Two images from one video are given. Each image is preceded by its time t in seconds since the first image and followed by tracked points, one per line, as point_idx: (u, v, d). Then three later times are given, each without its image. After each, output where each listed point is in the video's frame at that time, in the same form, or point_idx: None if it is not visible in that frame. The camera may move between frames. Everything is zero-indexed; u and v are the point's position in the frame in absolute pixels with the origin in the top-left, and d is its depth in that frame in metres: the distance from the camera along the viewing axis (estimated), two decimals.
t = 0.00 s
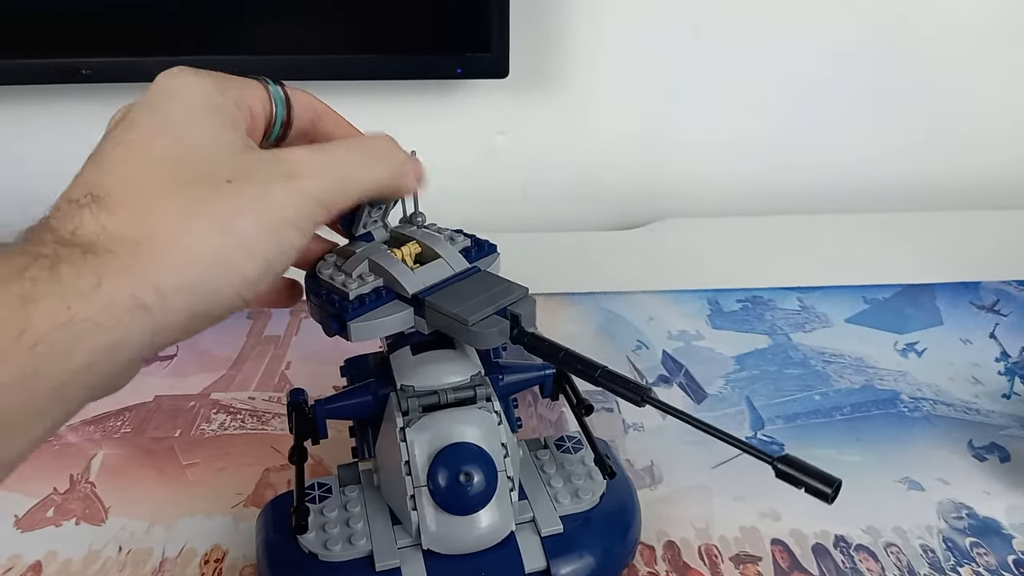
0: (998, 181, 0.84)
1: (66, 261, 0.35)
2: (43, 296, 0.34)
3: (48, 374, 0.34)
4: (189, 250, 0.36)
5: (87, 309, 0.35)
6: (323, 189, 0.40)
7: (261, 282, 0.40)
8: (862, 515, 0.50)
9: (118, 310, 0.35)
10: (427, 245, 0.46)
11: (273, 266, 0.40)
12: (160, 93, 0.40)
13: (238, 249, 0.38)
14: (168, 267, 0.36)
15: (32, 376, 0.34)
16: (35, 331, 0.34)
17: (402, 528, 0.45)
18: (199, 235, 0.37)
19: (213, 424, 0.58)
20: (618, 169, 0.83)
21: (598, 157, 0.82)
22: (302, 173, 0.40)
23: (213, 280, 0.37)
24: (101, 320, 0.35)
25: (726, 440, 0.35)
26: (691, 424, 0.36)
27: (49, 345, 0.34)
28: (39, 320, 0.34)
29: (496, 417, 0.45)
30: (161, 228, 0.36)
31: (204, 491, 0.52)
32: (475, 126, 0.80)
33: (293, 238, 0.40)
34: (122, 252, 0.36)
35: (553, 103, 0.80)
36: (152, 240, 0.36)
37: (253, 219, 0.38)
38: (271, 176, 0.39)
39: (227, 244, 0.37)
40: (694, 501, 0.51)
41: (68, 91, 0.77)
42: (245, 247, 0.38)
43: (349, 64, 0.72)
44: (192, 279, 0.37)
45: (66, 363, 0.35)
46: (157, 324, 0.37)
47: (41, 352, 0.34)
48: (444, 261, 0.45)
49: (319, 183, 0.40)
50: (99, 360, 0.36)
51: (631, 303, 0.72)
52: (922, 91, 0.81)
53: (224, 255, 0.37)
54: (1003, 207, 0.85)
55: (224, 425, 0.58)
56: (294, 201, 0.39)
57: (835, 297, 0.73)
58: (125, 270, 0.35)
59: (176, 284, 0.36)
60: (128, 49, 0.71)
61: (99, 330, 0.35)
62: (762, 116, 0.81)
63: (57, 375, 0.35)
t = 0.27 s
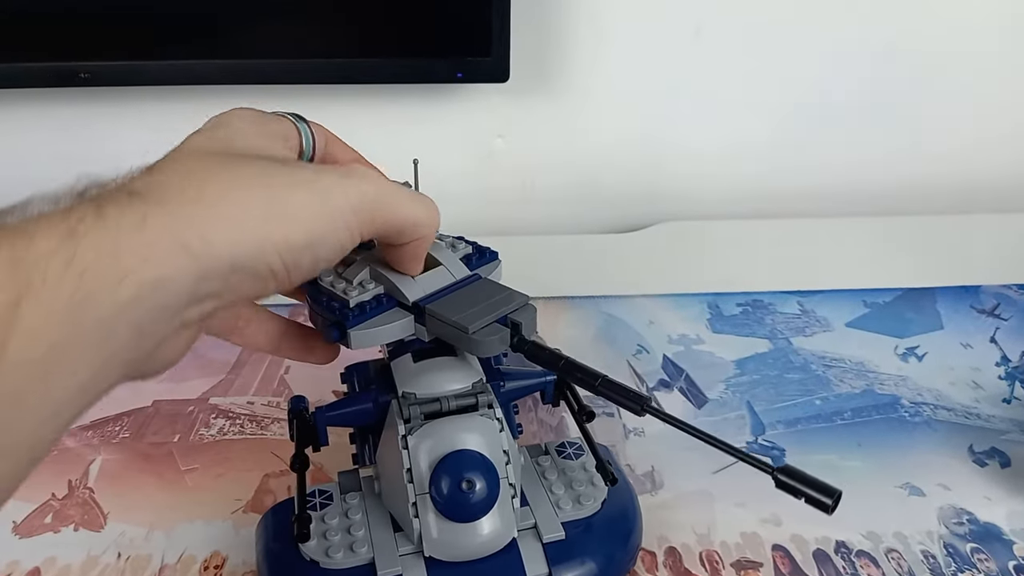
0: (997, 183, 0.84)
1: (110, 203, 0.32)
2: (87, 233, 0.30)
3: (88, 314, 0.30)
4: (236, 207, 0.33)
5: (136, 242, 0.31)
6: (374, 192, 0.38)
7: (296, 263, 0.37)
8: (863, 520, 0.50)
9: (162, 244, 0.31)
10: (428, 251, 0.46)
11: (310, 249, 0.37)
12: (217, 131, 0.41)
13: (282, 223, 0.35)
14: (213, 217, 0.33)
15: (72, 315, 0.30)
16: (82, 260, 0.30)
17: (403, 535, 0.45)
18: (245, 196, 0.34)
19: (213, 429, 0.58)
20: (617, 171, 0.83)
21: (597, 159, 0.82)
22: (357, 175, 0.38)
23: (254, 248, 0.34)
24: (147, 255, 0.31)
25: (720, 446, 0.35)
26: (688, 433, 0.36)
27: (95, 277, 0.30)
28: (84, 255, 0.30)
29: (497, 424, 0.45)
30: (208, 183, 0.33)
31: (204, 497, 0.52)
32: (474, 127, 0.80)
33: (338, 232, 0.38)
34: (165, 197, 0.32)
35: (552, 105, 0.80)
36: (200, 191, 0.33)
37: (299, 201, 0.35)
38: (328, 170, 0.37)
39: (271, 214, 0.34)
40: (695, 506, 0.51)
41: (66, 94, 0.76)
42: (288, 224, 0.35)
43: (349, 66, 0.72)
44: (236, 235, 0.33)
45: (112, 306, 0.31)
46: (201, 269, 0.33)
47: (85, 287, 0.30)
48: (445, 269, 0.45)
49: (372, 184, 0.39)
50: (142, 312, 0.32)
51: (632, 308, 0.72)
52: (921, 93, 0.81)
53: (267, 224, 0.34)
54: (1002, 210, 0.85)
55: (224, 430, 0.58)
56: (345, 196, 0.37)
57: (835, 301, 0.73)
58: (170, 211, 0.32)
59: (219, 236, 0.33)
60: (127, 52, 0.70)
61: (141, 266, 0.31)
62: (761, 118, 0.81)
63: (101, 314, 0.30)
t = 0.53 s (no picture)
0: (995, 185, 0.84)
1: (115, 142, 0.34)
2: (89, 169, 0.32)
3: (93, 242, 0.32)
4: (236, 159, 0.35)
5: (137, 179, 0.33)
6: (376, 174, 0.40)
7: (291, 223, 0.39)
8: (858, 524, 0.50)
9: (163, 182, 0.33)
10: (426, 254, 0.46)
11: (306, 213, 0.39)
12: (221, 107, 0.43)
13: (281, 180, 0.37)
14: (214, 164, 0.35)
15: (78, 243, 0.32)
16: (86, 193, 0.32)
17: (395, 539, 0.45)
18: (246, 148, 0.36)
19: (209, 433, 0.58)
20: (615, 173, 0.83)
21: (595, 161, 0.82)
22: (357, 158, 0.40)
23: (248, 199, 0.36)
24: (147, 192, 0.33)
25: (709, 457, 0.34)
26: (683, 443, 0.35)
27: (99, 210, 0.32)
28: (88, 189, 0.32)
29: (490, 430, 0.45)
30: (212, 133, 0.36)
31: (200, 501, 0.52)
32: (471, 130, 0.80)
33: (337, 203, 0.40)
34: (170, 140, 0.34)
35: (550, 107, 0.80)
36: (204, 137, 0.35)
37: (301, 167, 0.37)
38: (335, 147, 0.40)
39: (268, 172, 0.36)
40: (691, 510, 0.51)
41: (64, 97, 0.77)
42: (286, 184, 0.37)
43: (345, 70, 0.72)
44: (234, 184, 0.35)
45: (113, 240, 0.33)
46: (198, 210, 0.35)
47: (89, 219, 0.32)
48: (442, 273, 0.45)
49: (373, 168, 0.40)
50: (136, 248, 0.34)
51: (631, 311, 0.72)
52: (918, 94, 0.81)
53: (264, 180, 0.36)
54: (999, 212, 0.85)
55: (220, 434, 0.58)
56: (347, 171, 0.39)
57: (832, 303, 0.73)
58: (173, 151, 0.34)
59: (218, 182, 0.35)
60: (124, 56, 0.71)
61: (141, 201, 0.33)
62: (759, 119, 0.81)
63: (103, 246, 0.33)
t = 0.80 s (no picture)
0: (995, 185, 0.84)
1: (98, 151, 0.34)
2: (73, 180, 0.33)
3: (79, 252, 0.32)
4: (224, 159, 0.36)
5: (120, 188, 0.33)
6: (360, 161, 0.41)
7: (283, 218, 0.40)
8: (857, 525, 0.50)
9: (147, 188, 0.34)
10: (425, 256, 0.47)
11: (297, 207, 0.40)
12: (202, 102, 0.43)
13: (269, 176, 0.37)
14: (201, 166, 0.35)
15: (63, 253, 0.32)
16: (69, 204, 0.32)
17: (393, 542, 0.45)
18: (232, 147, 0.36)
19: (208, 434, 0.58)
20: (615, 173, 0.83)
21: (595, 161, 0.82)
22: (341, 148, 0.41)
23: (238, 198, 0.37)
24: (131, 200, 0.33)
25: (698, 475, 0.34)
26: (672, 457, 0.34)
27: (83, 220, 0.32)
28: (72, 200, 0.32)
29: (490, 433, 0.44)
30: (197, 135, 0.36)
31: (200, 502, 0.52)
32: (471, 130, 0.80)
33: (325, 194, 0.40)
34: (155, 146, 0.35)
35: (549, 108, 0.80)
36: (191, 140, 0.35)
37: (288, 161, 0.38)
38: (319, 139, 0.40)
39: (257, 168, 0.37)
40: (690, 511, 0.51)
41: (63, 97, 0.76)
42: (274, 179, 0.37)
43: (344, 71, 0.72)
44: (222, 185, 0.36)
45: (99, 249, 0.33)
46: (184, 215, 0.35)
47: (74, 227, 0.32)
48: (443, 275, 0.45)
49: (356, 156, 0.41)
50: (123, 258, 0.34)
51: (630, 312, 0.72)
52: (918, 95, 0.81)
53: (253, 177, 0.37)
54: (999, 212, 0.85)
55: (219, 435, 0.58)
56: (332, 160, 0.40)
57: (831, 304, 0.73)
58: (157, 157, 0.34)
59: (206, 185, 0.35)
60: (123, 57, 0.71)
61: (125, 210, 0.33)
62: (758, 119, 0.81)
63: (89, 255, 0.33)
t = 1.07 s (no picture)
0: (996, 184, 0.84)
1: (96, 162, 0.34)
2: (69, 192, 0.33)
3: (76, 262, 0.32)
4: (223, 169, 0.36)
5: (119, 200, 0.33)
6: (358, 166, 0.41)
7: (280, 228, 0.40)
8: (859, 525, 0.50)
9: (145, 201, 0.34)
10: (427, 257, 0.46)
11: (293, 216, 0.40)
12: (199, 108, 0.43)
13: (268, 184, 0.37)
14: (200, 175, 0.35)
15: (60, 264, 0.32)
16: (66, 216, 0.32)
17: (396, 544, 0.45)
18: (230, 158, 0.36)
19: (208, 435, 0.57)
20: (616, 171, 0.82)
21: (595, 161, 0.82)
22: (340, 155, 0.41)
23: (235, 209, 0.37)
24: (128, 212, 0.34)
25: (703, 473, 0.34)
26: (678, 459, 0.35)
27: (82, 232, 0.33)
28: (70, 212, 0.32)
29: (493, 434, 0.44)
30: (195, 146, 0.36)
31: (200, 502, 0.52)
32: (471, 130, 0.80)
33: (323, 202, 0.41)
34: (153, 157, 0.35)
35: (550, 106, 0.79)
36: (189, 150, 0.36)
37: (287, 169, 0.38)
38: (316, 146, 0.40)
39: (255, 177, 0.37)
40: (691, 512, 0.51)
41: (62, 97, 0.76)
42: (272, 186, 0.38)
43: (344, 71, 0.71)
44: (220, 194, 0.36)
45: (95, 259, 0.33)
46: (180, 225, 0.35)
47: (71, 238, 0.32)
48: (444, 275, 0.45)
49: (354, 161, 0.41)
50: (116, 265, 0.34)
51: (631, 312, 0.72)
52: (919, 93, 0.81)
53: (252, 186, 0.37)
54: (1000, 212, 0.85)
55: (219, 435, 0.57)
56: (331, 168, 0.40)
57: (832, 304, 0.73)
58: (155, 168, 0.34)
59: (204, 194, 0.35)
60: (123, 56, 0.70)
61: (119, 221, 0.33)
62: (760, 118, 0.81)
63: (86, 267, 0.33)
